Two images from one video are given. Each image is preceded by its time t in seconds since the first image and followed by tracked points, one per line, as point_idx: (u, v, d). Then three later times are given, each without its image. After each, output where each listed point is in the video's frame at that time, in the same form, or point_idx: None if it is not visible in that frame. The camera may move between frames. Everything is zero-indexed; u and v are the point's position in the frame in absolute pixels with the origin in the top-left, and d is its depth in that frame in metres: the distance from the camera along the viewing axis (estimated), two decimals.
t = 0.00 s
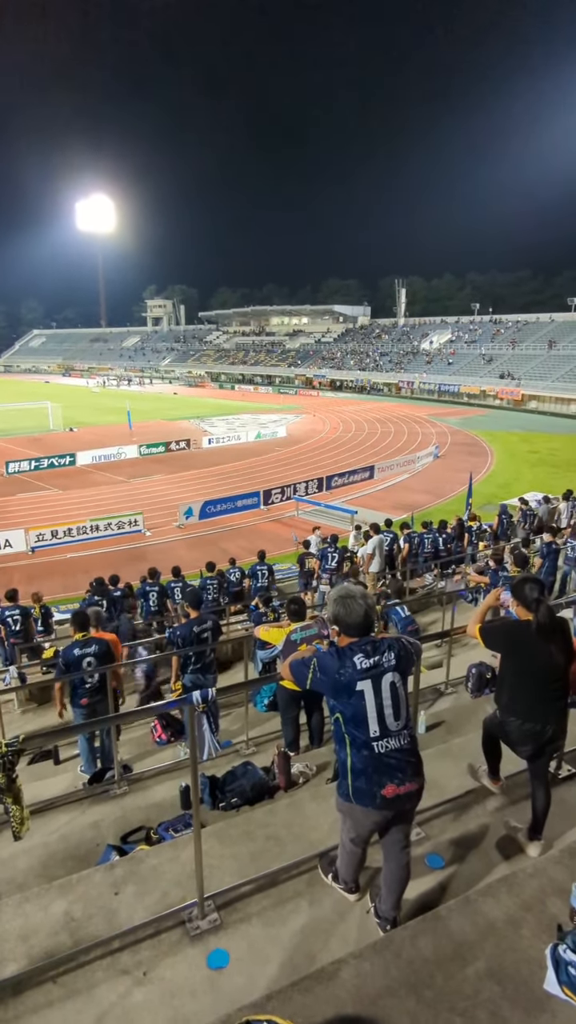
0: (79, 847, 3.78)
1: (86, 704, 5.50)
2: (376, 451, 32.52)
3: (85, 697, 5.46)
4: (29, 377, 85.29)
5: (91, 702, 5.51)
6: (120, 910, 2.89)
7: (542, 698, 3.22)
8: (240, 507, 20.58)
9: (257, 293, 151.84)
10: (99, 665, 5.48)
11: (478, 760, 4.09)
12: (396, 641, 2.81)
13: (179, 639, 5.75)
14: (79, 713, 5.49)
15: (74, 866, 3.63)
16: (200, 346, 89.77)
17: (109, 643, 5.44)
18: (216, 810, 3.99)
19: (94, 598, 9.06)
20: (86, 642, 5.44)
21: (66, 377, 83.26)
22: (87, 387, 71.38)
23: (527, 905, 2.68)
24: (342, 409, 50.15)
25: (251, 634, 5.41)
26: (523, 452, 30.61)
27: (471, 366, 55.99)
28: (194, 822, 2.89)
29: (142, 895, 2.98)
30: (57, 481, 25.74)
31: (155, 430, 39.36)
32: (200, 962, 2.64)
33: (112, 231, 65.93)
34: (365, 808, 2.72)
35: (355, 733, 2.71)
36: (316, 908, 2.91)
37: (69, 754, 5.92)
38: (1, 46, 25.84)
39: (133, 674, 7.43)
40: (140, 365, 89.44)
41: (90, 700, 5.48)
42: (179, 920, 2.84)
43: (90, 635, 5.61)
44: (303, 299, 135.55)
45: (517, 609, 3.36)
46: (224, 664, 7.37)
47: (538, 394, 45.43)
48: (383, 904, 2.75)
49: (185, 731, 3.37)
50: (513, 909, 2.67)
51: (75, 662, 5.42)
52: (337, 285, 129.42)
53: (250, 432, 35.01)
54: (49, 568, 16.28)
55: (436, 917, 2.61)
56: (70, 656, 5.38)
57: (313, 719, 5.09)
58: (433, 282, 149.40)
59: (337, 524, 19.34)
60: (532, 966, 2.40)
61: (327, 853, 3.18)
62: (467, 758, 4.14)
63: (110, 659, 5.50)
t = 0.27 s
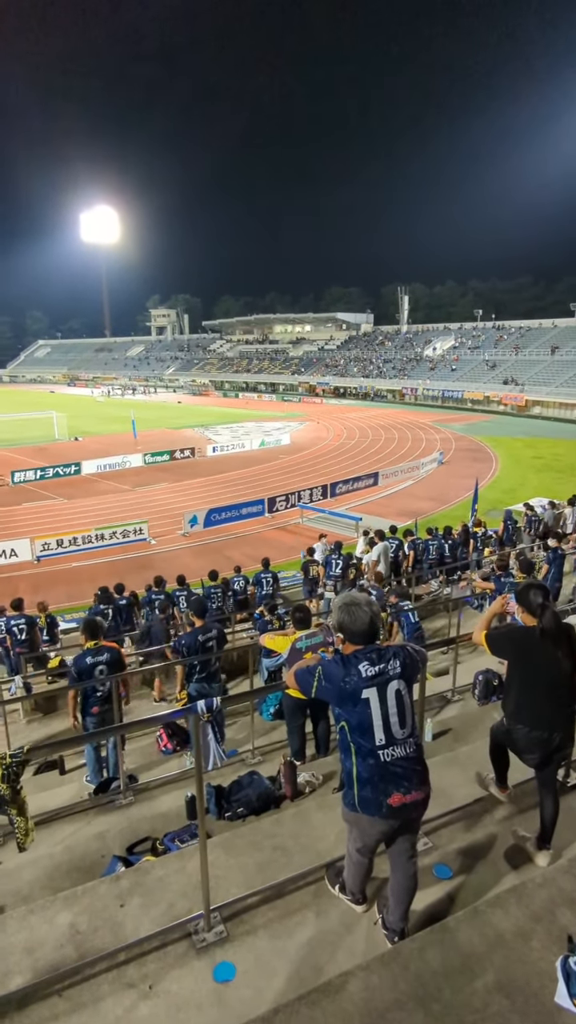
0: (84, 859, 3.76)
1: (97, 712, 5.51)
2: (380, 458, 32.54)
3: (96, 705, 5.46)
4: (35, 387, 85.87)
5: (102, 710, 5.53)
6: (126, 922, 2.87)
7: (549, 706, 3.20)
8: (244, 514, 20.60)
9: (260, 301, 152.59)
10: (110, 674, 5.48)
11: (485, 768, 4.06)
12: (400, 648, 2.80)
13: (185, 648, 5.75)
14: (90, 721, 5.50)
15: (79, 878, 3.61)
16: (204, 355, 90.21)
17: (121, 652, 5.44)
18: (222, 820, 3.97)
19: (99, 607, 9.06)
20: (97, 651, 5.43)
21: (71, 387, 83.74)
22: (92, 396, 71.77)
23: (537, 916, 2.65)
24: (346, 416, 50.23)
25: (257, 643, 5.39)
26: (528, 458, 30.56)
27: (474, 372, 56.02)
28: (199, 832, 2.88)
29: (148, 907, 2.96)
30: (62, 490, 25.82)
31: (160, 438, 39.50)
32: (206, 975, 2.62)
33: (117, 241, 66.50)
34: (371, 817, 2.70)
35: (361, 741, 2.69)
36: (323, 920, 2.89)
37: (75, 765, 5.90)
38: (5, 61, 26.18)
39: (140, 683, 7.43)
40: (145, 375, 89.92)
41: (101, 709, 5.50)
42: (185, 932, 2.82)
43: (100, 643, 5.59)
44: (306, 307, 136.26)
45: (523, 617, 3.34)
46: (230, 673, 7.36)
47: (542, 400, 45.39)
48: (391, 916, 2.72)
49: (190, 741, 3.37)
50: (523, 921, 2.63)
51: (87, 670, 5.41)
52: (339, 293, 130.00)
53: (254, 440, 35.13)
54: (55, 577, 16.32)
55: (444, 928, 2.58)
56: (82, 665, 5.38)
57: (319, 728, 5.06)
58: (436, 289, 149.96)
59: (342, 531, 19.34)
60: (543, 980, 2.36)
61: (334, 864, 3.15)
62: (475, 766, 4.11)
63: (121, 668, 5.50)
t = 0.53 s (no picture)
0: (89, 862, 3.76)
1: (107, 715, 5.52)
2: (384, 459, 32.50)
3: (105, 707, 5.47)
4: (40, 391, 86.19)
5: (112, 713, 5.54)
6: (131, 925, 2.87)
7: (555, 708, 3.18)
8: (249, 516, 20.61)
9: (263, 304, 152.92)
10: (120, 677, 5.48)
11: (491, 771, 4.04)
12: (405, 651, 2.79)
13: (189, 651, 5.76)
14: (99, 724, 5.52)
15: (84, 881, 3.61)
16: (208, 358, 90.39)
17: (130, 656, 5.44)
18: (227, 823, 3.96)
19: (104, 609, 9.09)
20: (108, 653, 5.44)
21: (76, 391, 83.99)
22: (97, 399, 72.04)
23: (543, 920, 2.64)
24: (350, 418, 50.23)
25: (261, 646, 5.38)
26: (533, 459, 30.46)
27: (478, 373, 55.95)
28: (204, 837, 2.87)
29: (152, 910, 2.95)
30: (68, 493, 25.90)
31: (164, 441, 39.60)
32: (211, 979, 2.61)
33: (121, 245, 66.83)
34: (376, 821, 2.69)
35: (365, 744, 2.68)
36: (328, 924, 2.88)
37: (80, 768, 5.89)
38: (10, 67, 26.36)
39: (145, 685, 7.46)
40: (149, 378, 90.18)
41: (111, 712, 5.52)
42: (189, 936, 2.81)
43: (110, 646, 5.60)
44: (310, 309, 136.48)
45: (529, 618, 3.32)
46: (234, 675, 7.38)
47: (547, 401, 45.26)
48: (396, 919, 2.71)
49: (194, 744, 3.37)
50: (529, 925, 2.61)
51: (98, 673, 5.41)
52: (343, 295, 130.11)
53: (259, 442, 35.16)
54: (60, 580, 16.35)
55: (450, 933, 2.57)
56: (92, 668, 5.38)
57: (324, 730, 5.05)
58: (440, 290, 150.11)
59: (347, 533, 19.32)
60: (551, 985, 2.35)
61: (339, 868, 3.14)
62: (480, 769, 4.09)
63: (130, 671, 5.51)
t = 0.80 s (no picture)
0: (94, 861, 3.77)
1: (113, 714, 5.53)
2: (389, 458, 32.44)
3: (111, 707, 5.48)
4: (45, 391, 86.38)
5: (118, 712, 5.55)
6: (135, 925, 2.87)
7: (559, 709, 3.17)
8: (253, 516, 20.61)
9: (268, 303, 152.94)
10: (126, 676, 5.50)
11: (496, 772, 4.02)
12: (410, 652, 2.78)
13: (194, 651, 5.76)
14: (105, 723, 5.53)
15: (89, 881, 3.62)
16: (213, 357, 90.42)
17: (137, 655, 5.46)
18: (231, 823, 3.96)
19: (109, 608, 9.12)
20: (114, 653, 5.45)
21: (81, 390, 84.17)
22: (102, 399, 72.22)
23: (549, 922, 2.62)
24: (354, 417, 50.16)
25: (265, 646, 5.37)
26: (538, 458, 30.34)
27: (483, 372, 55.77)
28: (208, 837, 2.87)
29: (157, 910, 2.95)
30: (73, 493, 25.97)
31: (169, 440, 39.64)
32: (215, 979, 2.62)
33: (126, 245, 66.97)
34: (380, 822, 2.68)
35: (369, 745, 2.67)
36: (332, 924, 2.87)
37: (85, 767, 5.90)
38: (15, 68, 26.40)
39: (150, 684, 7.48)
40: (154, 378, 90.32)
41: (117, 711, 5.53)
42: (194, 936, 2.82)
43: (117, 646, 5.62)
44: (314, 309, 136.42)
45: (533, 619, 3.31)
46: (239, 674, 7.39)
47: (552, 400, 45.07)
48: (400, 920, 2.70)
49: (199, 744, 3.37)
50: (534, 927, 2.60)
51: (104, 673, 5.43)
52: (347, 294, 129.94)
53: (263, 441, 35.16)
54: (65, 579, 16.39)
55: (455, 934, 2.56)
56: (98, 667, 5.40)
57: (328, 730, 5.05)
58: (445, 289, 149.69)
59: (351, 532, 19.29)
60: (555, 986, 2.34)
61: (343, 868, 3.14)
62: (485, 769, 4.07)
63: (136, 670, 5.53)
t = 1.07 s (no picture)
0: (98, 855, 3.80)
1: (118, 709, 5.56)
2: (393, 455, 32.39)
3: (116, 701, 5.52)
4: (50, 388, 86.53)
5: (123, 707, 5.58)
6: (140, 920, 2.88)
7: (562, 707, 3.16)
8: (257, 512, 20.62)
9: (272, 299, 152.73)
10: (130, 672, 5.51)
11: (500, 769, 4.01)
12: (413, 649, 2.78)
13: (198, 646, 5.76)
14: (109, 719, 5.56)
15: (93, 875, 3.64)
16: (217, 353, 90.39)
17: (141, 651, 5.46)
18: (235, 818, 3.96)
19: (113, 605, 9.17)
20: (118, 648, 5.47)
21: (85, 386, 84.30)
22: (106, 395, 72.23)
23: (552, 919, 2.62)
24: (358, 413, 50.08)
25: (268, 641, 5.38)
26: (543, 454, 30.25)
27: (488, 368, 55.59)
28: (212, 832, 2.87)
29: (161, 905, 2.96)
30: (77, 489, 26.02)
31: (173, 437, 39.68)
32: (219, 974, 2.62)
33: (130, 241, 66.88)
34: (383, 819, 2.68)
35: (372, 742, 2.67)
36: (335, 921, 2.88)
37: (89, 763, 5.94)
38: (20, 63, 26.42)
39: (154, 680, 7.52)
40: (158, 374, 90.39)
41: (121, 706, 5.55)
42: (198, 930, 2.83)
43: (120, 641, 5.63)
44: (319, 305, 136.15)
45: (537, 615, 3.29)
46: (242, 670, 7.41)
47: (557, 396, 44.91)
48: (404, 916, 2.70)
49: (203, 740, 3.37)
50: (538, 924, 2.60)
51: (108, 668, 5.44)
52: (352, 290, 129.55)
53: (267, 437, 35.16)
54: (70, 575, 16.45)
55: (459, 930, 2.56)
56: (102, 663, 5.41)
57: (332, 726, 5.05)
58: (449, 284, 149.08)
59: (355, 528, 19.28)
60: (559, 984, 2.34)
61: (347, 864, 3.14)
62: (489, 766, 4.06)
63: (140, 666, 5.54)
